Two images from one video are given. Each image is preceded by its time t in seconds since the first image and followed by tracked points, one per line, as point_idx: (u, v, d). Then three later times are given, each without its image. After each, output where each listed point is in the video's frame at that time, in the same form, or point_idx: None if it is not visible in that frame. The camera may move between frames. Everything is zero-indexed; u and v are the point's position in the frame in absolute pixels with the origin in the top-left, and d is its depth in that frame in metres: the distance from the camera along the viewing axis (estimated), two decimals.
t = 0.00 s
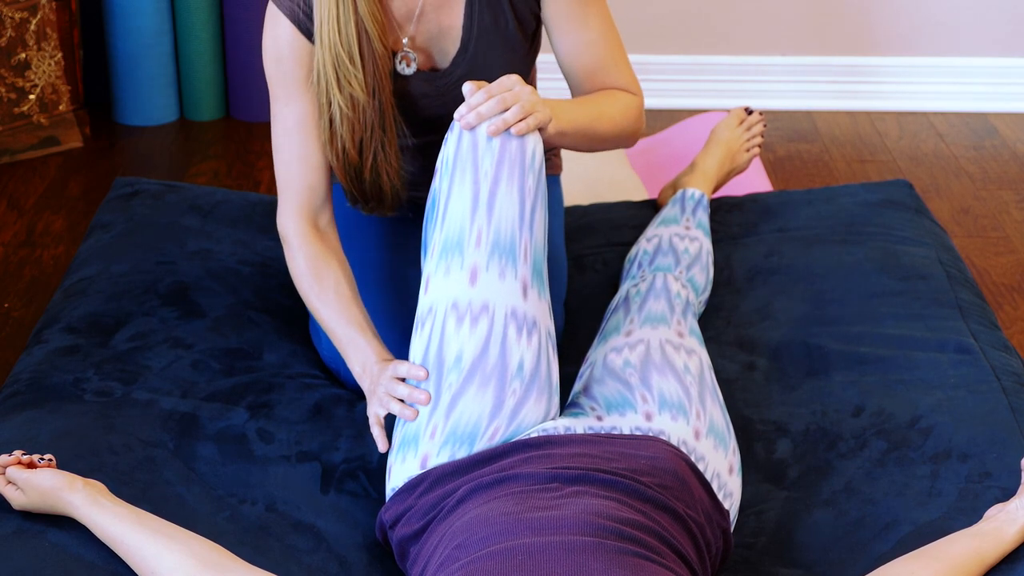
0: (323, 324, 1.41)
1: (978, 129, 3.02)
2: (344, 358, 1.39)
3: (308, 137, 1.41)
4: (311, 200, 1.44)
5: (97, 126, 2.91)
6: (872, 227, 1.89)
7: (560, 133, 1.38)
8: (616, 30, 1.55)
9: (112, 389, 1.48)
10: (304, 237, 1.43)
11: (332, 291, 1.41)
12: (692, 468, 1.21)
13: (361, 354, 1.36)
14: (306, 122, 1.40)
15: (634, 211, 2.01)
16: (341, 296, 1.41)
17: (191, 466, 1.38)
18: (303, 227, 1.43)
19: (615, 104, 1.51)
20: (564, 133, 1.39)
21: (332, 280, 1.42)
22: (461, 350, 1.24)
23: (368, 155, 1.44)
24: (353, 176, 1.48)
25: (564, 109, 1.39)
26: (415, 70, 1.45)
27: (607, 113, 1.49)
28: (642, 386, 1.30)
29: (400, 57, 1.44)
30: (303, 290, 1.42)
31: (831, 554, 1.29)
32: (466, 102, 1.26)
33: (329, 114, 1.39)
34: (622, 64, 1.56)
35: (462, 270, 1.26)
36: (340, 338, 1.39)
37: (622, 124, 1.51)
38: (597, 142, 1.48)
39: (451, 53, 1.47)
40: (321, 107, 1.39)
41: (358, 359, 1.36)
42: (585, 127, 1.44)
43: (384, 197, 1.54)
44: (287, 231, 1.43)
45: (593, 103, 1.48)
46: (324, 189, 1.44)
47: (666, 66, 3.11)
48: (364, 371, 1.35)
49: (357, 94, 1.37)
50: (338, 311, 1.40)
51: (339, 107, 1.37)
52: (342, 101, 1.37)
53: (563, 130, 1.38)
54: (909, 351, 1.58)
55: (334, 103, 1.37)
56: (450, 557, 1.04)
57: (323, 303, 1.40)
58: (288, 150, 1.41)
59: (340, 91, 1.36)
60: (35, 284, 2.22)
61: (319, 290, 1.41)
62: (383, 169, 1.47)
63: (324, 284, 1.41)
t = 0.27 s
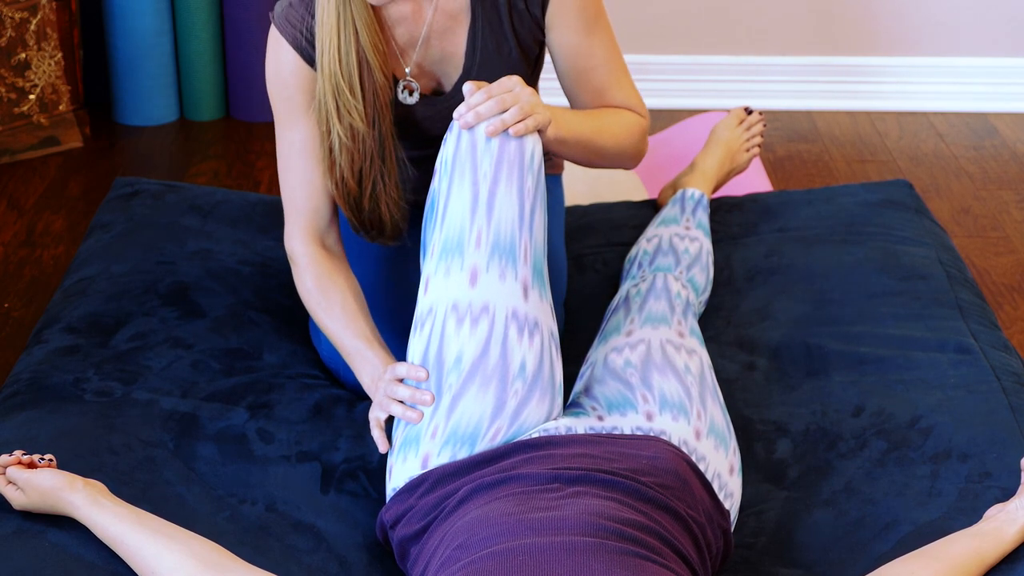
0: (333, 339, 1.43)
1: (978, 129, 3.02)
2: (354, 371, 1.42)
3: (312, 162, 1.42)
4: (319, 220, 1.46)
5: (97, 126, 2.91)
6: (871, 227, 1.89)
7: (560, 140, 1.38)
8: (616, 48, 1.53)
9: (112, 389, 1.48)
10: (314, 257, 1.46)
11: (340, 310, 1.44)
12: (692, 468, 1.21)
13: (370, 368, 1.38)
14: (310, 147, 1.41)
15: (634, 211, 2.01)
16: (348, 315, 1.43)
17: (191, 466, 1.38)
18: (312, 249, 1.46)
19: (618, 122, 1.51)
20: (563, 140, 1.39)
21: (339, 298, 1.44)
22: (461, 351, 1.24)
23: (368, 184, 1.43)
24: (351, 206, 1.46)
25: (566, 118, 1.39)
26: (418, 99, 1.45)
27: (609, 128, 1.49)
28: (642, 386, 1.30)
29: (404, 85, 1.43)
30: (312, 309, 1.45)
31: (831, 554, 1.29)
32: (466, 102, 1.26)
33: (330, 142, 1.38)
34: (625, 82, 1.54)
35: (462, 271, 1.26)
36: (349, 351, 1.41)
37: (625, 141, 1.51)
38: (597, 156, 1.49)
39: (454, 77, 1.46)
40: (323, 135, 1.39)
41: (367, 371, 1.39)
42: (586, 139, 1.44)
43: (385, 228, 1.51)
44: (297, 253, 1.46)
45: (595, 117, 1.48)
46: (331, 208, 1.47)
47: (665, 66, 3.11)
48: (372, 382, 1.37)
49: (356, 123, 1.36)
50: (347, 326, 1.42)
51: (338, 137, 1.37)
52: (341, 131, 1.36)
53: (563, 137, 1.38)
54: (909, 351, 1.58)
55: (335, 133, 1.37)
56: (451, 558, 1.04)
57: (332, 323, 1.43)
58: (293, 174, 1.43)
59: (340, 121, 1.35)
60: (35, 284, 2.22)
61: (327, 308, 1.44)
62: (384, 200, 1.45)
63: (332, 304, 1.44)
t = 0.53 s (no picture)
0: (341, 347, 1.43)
1: (978, 129, 3.02)
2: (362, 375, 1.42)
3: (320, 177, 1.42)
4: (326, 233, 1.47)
5: (97, 126, 2.91)
6: (871, 227, 1.89)
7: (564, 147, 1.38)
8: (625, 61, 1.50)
9: (112, 389, 1.48)
10: (321, 269, 1.47)
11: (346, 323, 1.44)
12: (693, 468, 1.21)
13: (377, 372, 1.39)
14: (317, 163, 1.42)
15: (634, 211, 2.01)
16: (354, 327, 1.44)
17: (191, 466, 1.38)
18: (322, 262, 1.47)
19: (624, 133, 1.50)
20: (566, 145, 1.39)
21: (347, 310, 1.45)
22: (460, 352, 1.24)
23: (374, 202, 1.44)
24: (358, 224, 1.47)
25: (570, 124, 1.38)
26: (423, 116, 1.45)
27: (614, 138, 1.48)
28: (643, 386, 1.30)
29: (409, 102, 1.42)
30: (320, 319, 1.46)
31: (831, 554, 1.29)
32: (468, 102, 1.26)
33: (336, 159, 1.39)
34: (633, 93, 1.52)
35: (463, 271, 1.26)
36: (358, 360, 1.41)
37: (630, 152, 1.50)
38: (601, 165, 1.49)
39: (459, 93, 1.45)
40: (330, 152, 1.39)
41: (374, 376, 1.39)
42: (590, 146, 1.43)
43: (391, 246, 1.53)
44: (307, 267, 1.47)
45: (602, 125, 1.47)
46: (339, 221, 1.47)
47: (666, 65, 3.11)
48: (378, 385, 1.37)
49: (361, 142, 1.37)
50: (355, 335, 1.42)
51: (344, 155, 1.38)
52: (346, 148, 1.37)
53: (565, 145, 1.38)
54: (909, 351, 1.58)
55: (340, 151, 1.38)
56: (452, 558, 1.04)
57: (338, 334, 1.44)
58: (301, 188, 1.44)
59: (345, 140, 1.36)
60: (35, 284, 2.22)
61: (335, 320, 1.44)
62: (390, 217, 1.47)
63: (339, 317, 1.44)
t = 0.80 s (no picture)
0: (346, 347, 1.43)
1: (978, 129, 3.02)
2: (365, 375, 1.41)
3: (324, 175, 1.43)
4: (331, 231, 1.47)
5: (96, 126, 2.91)
6: (872, 227, 1.89)
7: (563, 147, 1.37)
8: (627, 63, 1.50)
9: (112, 389, 1.48)
10: (326, 267, 1.47)
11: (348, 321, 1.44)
12: (693, 468, 1.21)
13: (379, 373, 1.38)
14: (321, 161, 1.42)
15: (634, 210, 2.01)
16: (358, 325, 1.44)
17: (191, 466, 1.38)
18: (327, 259, 1.47)
19: (624, 136, 1.49)
20: (565, 148, 1.39)
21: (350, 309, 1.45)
22: (457, 352, 1.24)
23: (377, 201, 1.44)
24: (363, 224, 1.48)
25: (571, 126, 1.39)
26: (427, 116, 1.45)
27: (615, 140, 1.47)
28: (643, 386, 1.30)
29: (413, 102, 1.42)
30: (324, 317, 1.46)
31: (831, 554, 1.29)
32: (467, 102, 1.25)
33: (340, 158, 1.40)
34: (635, 96, 1.52)
35: (461, 273, 1.26)
36: (359, 358, 1.41)
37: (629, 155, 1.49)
38: (602, 167, 1.48)
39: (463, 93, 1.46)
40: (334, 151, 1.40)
41: (376, 376, 1.38)
42: (590, 148, 1.43)
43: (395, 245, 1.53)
44: (311, 263, 1.48)
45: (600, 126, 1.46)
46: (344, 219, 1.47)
47: (666, 65, 3.11)
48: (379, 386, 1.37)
49: (365, 141, 1.37)
50: (358, 334, 1.42)
51: (347, 154, 1.38)
52: (350, 147, 1.37)
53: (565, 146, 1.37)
54: (908, 351, 1.58)
55: (344, 150, 1.38)
56: (452, 558, 1.04)
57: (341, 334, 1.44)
58: (305, 186, 1.44)
59: (349, 139, 1.37)
60: (35, 284, 2.23)
61: (339, 319, 1.44)
62: (394, 217, 1.47)
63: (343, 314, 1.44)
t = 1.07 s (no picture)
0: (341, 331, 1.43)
1: (978, 129, 3.02)
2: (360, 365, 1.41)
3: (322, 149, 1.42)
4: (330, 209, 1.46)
5: (96, 126, 2.91)
6: (872, 227, 1.89)
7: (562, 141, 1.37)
8: (626, 43, 1.52)
9: (112, 389, 1.48)
10: (325, 245, 1.46)
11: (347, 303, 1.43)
12: (693, 468, 1.21)
13: (375, 362, 1.38)
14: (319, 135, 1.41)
15: (634, 210, 2.01)
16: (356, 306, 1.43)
17: (191, 466, 1.38)
18: (324, 236, 1.46)
19: (621, 119, 1.49)
20: (564, 140, 1.38)
21: (347, 288, 1.44)
22: (457, 353, 1.24)
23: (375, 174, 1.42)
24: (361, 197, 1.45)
25: (570, 119, 1.38)
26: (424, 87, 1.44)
27: (612, 125, 1.47)
28: (642, 386, 1.30)
29: (409, 73, 1.42)
30: (322, 297, 1.45)
31: (831, 554, 1.29)
32: (467, 103, 1.26)
33: (337, 129, 1.38)
34: (633, 78, 1.53)
35: (461, 274, 1.26)
36: (359, 345, 1.40)
37: (628, 138, 1.50)
38: (600, 153, 1.48)
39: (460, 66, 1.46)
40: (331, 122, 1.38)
41: (371, 365, 1.39)
42: (588, 136, 1.43)
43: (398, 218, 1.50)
44: (308, 242, 1.47)
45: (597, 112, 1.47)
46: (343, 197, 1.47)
47: (666, 65, 3.11)
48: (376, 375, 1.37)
49: (363, 111, 1.36)
50: (355, 320, 1.42)
51: (345, 124, 1.37)
52: (347, 117, 1.36)
53: (564, 140, 1.38)
54: (909, 351, 1.58)
55: (341, 120, 1.37)
56: (452, 558, 1.04)
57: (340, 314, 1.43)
58: (303, 160, 1.43)
59: (346, 108, 1.35)
60: (35, 284, 2.23)
61: (337, 298, 1.44)
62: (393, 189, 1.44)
63: (342, 294, 1.44)
